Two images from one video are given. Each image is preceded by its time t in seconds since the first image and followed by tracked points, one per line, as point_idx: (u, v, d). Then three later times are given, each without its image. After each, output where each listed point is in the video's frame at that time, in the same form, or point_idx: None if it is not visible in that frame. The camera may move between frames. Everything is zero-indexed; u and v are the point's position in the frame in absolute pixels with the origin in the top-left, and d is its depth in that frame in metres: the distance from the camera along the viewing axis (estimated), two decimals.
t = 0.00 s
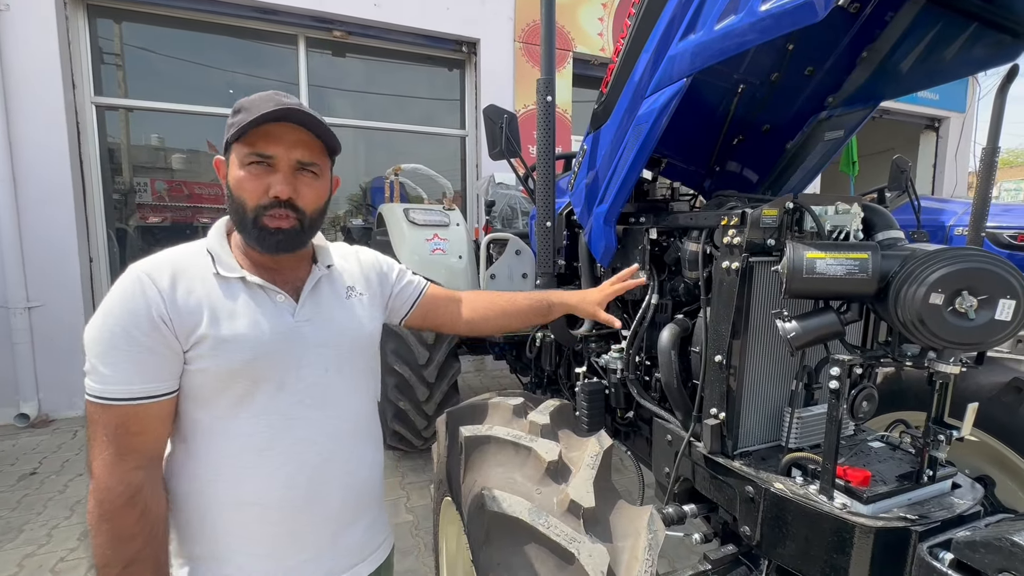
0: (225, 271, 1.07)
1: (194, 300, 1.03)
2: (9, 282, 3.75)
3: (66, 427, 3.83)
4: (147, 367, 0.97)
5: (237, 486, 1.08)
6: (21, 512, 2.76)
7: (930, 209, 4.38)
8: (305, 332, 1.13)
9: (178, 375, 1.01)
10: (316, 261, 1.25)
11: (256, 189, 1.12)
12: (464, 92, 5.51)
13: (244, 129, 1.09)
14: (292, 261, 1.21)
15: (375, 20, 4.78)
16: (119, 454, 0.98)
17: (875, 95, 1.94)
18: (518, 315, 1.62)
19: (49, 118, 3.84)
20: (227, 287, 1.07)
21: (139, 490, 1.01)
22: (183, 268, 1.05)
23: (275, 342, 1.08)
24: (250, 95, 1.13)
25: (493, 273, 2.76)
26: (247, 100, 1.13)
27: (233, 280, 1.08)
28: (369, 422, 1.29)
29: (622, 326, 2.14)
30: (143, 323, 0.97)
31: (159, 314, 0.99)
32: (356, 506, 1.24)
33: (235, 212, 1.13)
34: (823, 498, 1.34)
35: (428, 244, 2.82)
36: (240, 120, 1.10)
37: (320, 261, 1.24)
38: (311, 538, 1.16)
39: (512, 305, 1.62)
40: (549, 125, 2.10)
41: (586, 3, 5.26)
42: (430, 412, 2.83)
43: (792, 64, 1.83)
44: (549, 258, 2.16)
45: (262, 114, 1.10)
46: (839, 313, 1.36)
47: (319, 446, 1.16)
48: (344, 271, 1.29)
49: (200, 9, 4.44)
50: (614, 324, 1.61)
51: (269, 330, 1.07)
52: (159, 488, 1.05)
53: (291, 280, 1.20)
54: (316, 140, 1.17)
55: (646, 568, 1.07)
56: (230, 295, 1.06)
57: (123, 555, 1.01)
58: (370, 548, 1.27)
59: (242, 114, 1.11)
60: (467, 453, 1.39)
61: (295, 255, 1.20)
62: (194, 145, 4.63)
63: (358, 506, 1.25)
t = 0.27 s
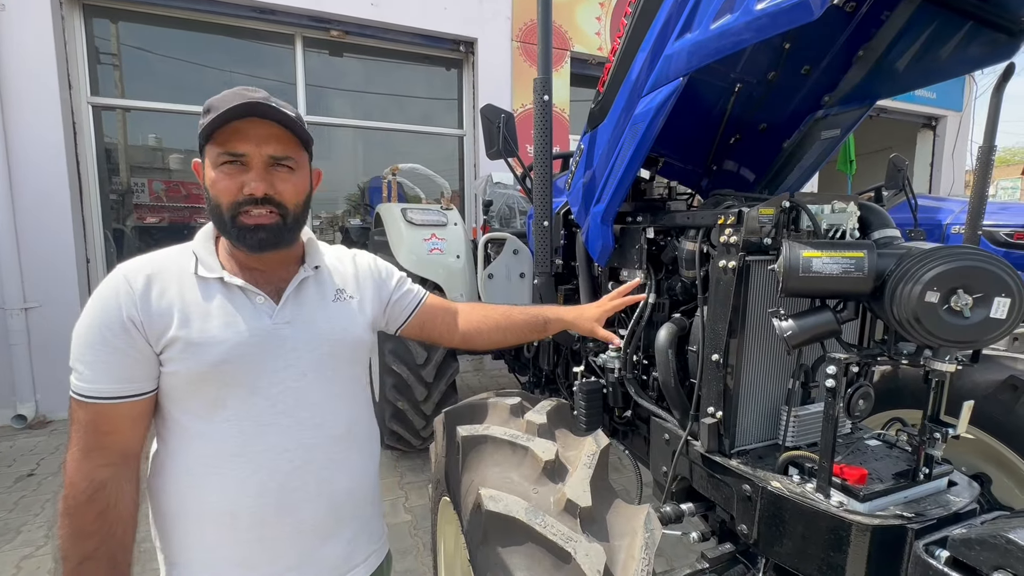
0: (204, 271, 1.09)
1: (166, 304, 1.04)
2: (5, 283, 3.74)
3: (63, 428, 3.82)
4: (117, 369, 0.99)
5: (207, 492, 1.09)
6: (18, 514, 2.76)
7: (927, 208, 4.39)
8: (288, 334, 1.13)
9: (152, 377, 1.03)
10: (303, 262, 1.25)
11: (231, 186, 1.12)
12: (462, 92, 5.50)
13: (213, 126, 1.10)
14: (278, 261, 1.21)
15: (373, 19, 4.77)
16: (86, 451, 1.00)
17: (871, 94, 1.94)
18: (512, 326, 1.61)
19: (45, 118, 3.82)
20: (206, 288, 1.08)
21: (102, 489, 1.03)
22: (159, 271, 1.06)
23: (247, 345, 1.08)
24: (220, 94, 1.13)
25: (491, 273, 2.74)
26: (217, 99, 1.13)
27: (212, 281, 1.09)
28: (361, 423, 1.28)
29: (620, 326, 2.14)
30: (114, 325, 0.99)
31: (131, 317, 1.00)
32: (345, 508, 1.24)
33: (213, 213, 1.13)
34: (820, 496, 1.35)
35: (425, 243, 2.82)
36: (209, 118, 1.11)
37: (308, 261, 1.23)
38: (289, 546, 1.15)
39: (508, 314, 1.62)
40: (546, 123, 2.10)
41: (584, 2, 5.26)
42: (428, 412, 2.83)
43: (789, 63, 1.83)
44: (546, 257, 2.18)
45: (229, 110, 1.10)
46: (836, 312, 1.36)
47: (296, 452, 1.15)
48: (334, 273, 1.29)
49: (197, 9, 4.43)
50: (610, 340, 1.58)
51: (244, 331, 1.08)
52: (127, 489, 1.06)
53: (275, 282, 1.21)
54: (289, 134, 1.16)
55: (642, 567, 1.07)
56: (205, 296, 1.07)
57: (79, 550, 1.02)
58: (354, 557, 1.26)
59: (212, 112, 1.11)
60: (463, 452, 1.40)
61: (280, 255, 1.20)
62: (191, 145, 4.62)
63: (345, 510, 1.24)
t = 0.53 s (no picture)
0: (198, 273, 1.09)
1: (157, 308, 1.04)
2: (4, 284, 3.74)
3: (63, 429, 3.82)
4: (108, 372, 0.99)
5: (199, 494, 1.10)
6: (18, 515, 2.76)
7: (925, 207, 4.39)
8: (284, 336, 1.14)
9: (146, 382, 1.04)
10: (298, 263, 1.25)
11: (227, 187, 1.12)
12: (461, 91, 5.51)
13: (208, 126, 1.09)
14: (274, 262, 1.21)
15: (371, 19, 4.77)
16: (80, 454, 1.02)
17: (869, 93, 1.94)
18: (511, 326, 1.61)
19: (44, 119, 3.82)
20: (200, 292, 1.08)
21: (96, 492, 1.04)
22: (153, 275, 1.06)
23: (243, 347, 1.09)
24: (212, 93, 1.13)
25: (490, 272, 2.74)
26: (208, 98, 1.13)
27: (205, 283, 1.09)
28: (358, 424, 1.29)
29: (619, 325, 2.15)
30: (105, 330, 0.99)
31: (123, 322, 1.01)
32: (342, 508, 1.24)
33: (209, 214, 1.13)
34: (818, 495, 1.35)
35: (424, 244, 2.82)
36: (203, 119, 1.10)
37: (302, 262, 1.24)
38: (281, 548, 1.15)
39: (506, 314, 1.62)
40: (545, 122, 2.08)
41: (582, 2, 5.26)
42: (427, 412, 2.83)
43: (787, 63, 1.84)
44: (546, 257, 2.17)
45: (223, 110, 1.10)
46: (833, 311, 1.36)
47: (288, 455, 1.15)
48: (329, 273, 1.29)
49: (196, 10, 4.43)
50: (610, 340, 1.58)
51: (238, 335, 1.08)
52: (121, 492, 1.07)
53: (268, 283, 1.21)
54: (284, 133, 1.17)
55: (641, 566, 1.07)
56: (198, 300, 1.07)
57: (72, 551, 1.04)
58: (349, 562, 1.25)
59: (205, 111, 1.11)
60: (463, 452, 1.40)
61: (277, 256, 1.21)
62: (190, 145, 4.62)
63: (341, 512, 1.24)
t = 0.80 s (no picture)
0: (189, 279, 1.07)
1: (154, 315, 1.02)
2: (5, 285, 3.75)
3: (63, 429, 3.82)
4: (105, 384, 0.97)
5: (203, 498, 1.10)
6: (19, 515, 2.76)
7: (925, 206, 4.40)
8: (280, 336, 1.14)
9: (144, 390, 1.02)
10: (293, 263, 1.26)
11: (299, 200, 1.15)
12: (461, 91, 5.51)
13: (290, 141, 1.11)
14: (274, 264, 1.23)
15: (371, 19, 4.78)
16: (82, 468, 1.00)
17: (867, 93, 1.94)
18: (502, 326, 1.64)
19: (44, 119, 3.83)
20: (190, 297, 1.06)
21: (102, 506, 1.02)
22: (145, 280, 1.04)
23: (242, 349, 1.09)
24: (262, 102, 1.11)
25: (489, 272, 2.74)
26: (259, 106, 1.11)
27: (199, 289, 1.08)
28: (354, 424, 1.30)
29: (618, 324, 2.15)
30: (100, 339, 0.97)
31: (117, 330, 0.99)
32: (342, 508, 1.25)
33: (270, 225, 1.13)
34: (817, 493, 1.36)
35: (424, 244, 2.82)
36: (276, 132, 1.10)
37: (297, 262, 1.25)
38: (287, 547, 1.17)
39: (498, 317, 1.64)
40: (544, 122, 2.08)
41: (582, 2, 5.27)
42: (428, 412, 2.83)
43: (785, 63, 1.84)
44: (546, 257, 2.17)
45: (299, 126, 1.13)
46: (831, 310, 1.37)
47: (291, 455, 1.16)
48: (322, 273, 1.31)
49: (195, 10, 4.43)
50: (600, 347, 1.60)
51: (233, 336, 1.07)
52: (127, 503, 1.06)
53: (265, 285, 1.22)
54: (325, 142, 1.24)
55: (640, 564, 1.08)
56: (194, 306, 1.06)
57: (83, 566, 1.02)
58: (353, 557, 1.28)
59: (270, 123, 1.10)
60: (462, 451, 1.39)
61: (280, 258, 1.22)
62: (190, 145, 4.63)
63: (343, 509, 1.26)
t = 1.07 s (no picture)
0: (197, 283, 1.06)
1: (165, 318, 1.01)
2: (6, 285, 3.75)
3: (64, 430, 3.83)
4: (118, 391, 0.95)
5: (233, 497, 1.09)
6: (20, 515, 2.77)
7: (924, 205, 4.40)
8: (288, 336, 1.15)
9: (156, 396, 1.00)
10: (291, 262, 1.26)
11: (320, 205, 1.19)
12: (460, 91, 5.52)
13: (316, 149, 1.14)
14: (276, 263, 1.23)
15: (371, 20, 4.78)
16: (97, 482, 0.96)
17: (867, 92, 1.94)
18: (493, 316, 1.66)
19: (45, 120, 3.83)
20: (200, 299, 1.06)
21: (121, 518, 1.00)
22: (151, 284, 1.03)
23: (258, 349, 1.09)
24: (284, 108, 1.13)
25: (489, 272, 2.75)
26: (282, 112, 1.12)
27: (207, 291, 1.07)
28: (357, 422, 1.31)
29: (618, 324, 2.15)
30: (112, 346, 0.94)
31: (130, 336, 0.96)
32: (349, 505, 1.26)
33: (291, 228, 1.16)
34: (817, 491, 1.37)
35: (424, 243, 2.83)
36: (303, 139, 1.13)
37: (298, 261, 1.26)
38: (312, 538, 1.19)
39: (491, 309, 1.67)
40: (544, 122, 2.08)
41: (582, 1, 5.27)
42: (428, 412, 2.83)
43: (785, 62, 1.85)
44: (545, 257, 2.17)
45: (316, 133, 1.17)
46: (830, 309, 1.37)
47: (314, 448, 1.19)
48: (322, 272, 1.32)
49: (195, 10, 4.44)
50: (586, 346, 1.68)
51: (248, 337, 1.08)
52: (144, 514, 1.03)
53: (269, 284, 1.22)
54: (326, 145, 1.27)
55: (640, 563, 1.08)
56: (204, 307, 1.05)
57: None
58: (370, 545, 1.32)
59: (295, 130, 1.12)
60: (463, 450, 1.39)
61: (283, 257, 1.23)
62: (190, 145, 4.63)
63: (354, 504, 1.28)
